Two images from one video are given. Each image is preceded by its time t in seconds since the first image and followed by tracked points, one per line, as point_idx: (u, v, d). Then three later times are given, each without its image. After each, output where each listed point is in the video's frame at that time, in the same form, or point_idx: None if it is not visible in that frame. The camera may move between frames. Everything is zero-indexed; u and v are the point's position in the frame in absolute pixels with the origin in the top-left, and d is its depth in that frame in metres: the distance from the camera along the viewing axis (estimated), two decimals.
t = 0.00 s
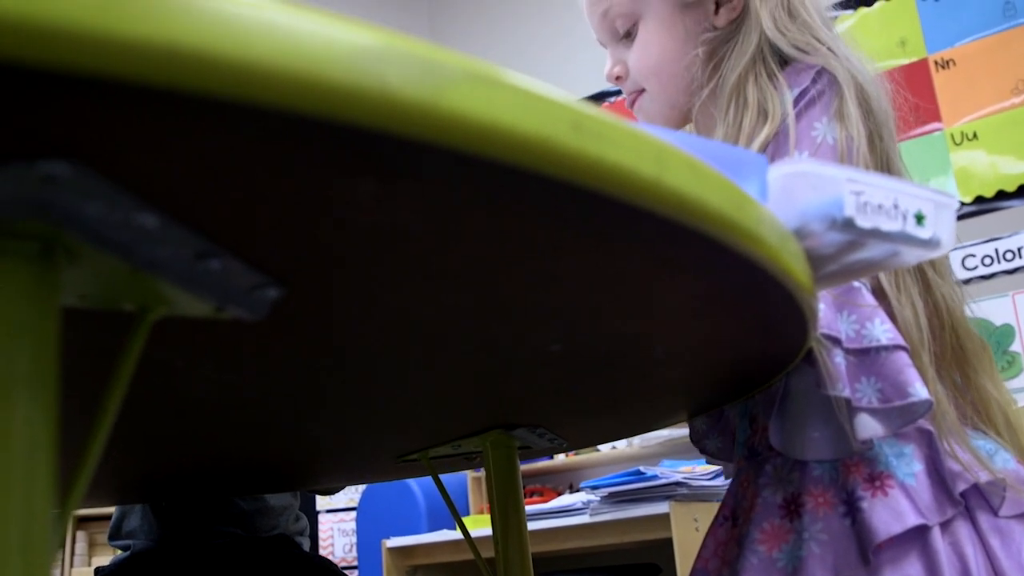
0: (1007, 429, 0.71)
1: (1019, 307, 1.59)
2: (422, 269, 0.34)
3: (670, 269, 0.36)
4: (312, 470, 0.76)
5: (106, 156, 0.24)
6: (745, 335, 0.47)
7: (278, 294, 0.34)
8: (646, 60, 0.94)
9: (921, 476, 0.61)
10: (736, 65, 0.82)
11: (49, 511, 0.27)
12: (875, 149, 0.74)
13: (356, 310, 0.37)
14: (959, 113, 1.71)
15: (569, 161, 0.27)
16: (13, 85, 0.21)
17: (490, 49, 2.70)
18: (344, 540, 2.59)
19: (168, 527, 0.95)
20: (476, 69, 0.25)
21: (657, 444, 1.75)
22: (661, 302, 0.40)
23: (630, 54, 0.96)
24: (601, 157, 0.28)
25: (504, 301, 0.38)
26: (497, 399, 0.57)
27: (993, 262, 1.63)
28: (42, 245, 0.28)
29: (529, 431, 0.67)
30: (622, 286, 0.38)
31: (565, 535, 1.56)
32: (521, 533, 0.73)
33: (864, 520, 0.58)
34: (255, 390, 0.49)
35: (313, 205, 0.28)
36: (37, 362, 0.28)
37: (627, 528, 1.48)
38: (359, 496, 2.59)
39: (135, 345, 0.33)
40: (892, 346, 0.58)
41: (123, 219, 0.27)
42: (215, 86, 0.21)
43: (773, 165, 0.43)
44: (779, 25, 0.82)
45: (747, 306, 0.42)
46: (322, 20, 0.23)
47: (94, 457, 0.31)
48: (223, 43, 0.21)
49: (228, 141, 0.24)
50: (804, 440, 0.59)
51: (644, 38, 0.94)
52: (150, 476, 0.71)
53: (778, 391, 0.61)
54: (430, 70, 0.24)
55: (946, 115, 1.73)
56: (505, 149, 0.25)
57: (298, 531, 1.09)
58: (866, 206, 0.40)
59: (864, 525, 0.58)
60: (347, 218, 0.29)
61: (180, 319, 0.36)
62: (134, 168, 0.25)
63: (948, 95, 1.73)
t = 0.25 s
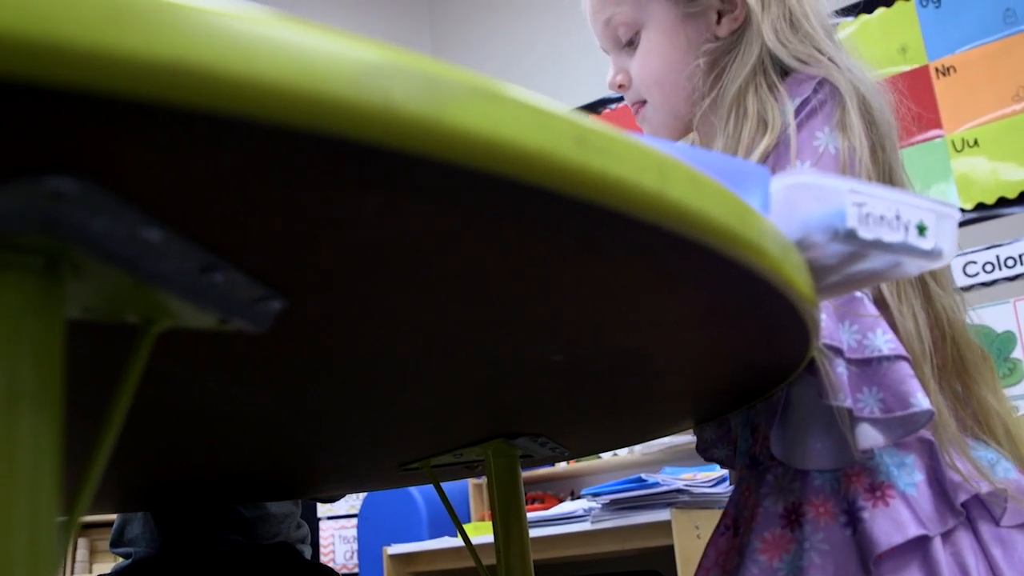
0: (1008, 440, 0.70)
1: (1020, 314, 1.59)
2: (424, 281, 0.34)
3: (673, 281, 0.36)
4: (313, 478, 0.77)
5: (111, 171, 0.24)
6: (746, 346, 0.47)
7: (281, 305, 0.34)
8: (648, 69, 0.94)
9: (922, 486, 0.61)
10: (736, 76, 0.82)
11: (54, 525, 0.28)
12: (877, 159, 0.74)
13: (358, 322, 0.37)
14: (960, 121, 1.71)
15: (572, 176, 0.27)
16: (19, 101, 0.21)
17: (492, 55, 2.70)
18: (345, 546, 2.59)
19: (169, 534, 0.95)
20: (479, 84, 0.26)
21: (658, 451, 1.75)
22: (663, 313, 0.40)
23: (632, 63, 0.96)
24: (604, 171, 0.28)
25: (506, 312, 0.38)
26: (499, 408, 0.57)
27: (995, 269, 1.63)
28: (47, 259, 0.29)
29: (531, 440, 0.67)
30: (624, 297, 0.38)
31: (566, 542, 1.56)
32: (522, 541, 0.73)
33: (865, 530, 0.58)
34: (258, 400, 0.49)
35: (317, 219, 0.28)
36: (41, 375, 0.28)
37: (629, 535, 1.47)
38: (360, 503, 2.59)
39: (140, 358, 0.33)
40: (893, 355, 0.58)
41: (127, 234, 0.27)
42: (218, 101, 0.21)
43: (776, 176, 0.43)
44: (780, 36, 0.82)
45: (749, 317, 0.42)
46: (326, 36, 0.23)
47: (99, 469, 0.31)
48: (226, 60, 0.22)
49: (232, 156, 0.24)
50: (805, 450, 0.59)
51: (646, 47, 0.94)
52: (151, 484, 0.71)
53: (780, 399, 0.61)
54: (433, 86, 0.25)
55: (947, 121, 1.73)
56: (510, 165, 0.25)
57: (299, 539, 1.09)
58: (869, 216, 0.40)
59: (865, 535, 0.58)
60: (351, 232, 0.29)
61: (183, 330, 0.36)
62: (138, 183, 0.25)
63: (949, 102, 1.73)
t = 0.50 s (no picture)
0: (1013, 454, 0.70)
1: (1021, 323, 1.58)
2: (429, 298, 0.34)
3: (678, 296, 0.36)
4: (316, 489, 0.76)
5: (118, 191, 0.24)
6: (750, 359, 0.47)
7: (286, 321, 0.34)
8: (654, 82, 0.94)
9: (925, 500, 0.61)
10: (741, 90, 0.82)
11: (59, 542, 0.27)
12: (881, 172, 0.74)
13: (363, 337, 0.37)
14: (961, 130, 1.71)
15: (578, 193, 0.27)
16: (26, 122, 0.21)
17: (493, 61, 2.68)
18: (346, 556, 2.58)
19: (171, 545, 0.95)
20: (484, 102, 0.26)
21: (660, 461, 1.75)
22: (667, 328, 0.40)
23: (636, 75, 0.96)
24: (609, 188, 0.28)
25: (510, 327, 0.38)
26: (502, 421, 0.57)
27: (996, 278, 1.63)
28: (52, 276, 0.29)
29: (534, 452, 0.67)
30: (628, 312, 0.38)
31: (568, 552, 1.55)
32: (525, 553, 0.73)
33: (868, 543, 0.58)
34: (261, 414, 0.49)
35: (321, 237, 0.28)
36: (46, 392, 0.28)
37: (630, 545, 1.47)
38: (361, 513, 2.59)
39: (144, 374, 0.33)
40: (896, 369, 0.58)
41: (133, 252, 0.27)
42: (225, 122, 0.21)
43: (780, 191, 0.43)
44: (785, 49, 0.84)
45: (754, 331, 0.42)
46: (331, 55, 0.24)
47: (104, 486, 0.31)
48: (232, 80, 0.22)
49: (237, 176, 0.24)
50: (808, 463, 0.59)
51: (650, 60, 0.94)
52: (154, 496, 0.71)
53: (783, 412, 0.61)
54: (438, 103, 0.25)
55: (948, 131, 1.73)
56: (515, 182, 0.26)
57: (301, 550, 1.08)
58: (872, 231, 0.40)
59: (869, 548, 0.58)
60: (356, 250, 0.29)
61: (188, 346, 0.36)
62: (145, 202, 0.25)
63: (951, 111, 1.74)
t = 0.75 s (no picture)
0: (1017, 468, 0.70)
1: None
2: (434, 315, 0.34)
3: (682, 312, 0.36)
4: (318, 502, 0.76)
5: (124, 211, 0.24)
6: (754, 374, 0.47)
7: (290, 338, 0.34)
8: (656, 95, 0.94)
9: (930, 514, 0.61)
10: (745, 102, 0.83)
11: (63, 560, 0.28)
12: (885, 186, 0.74)
13: (368, 352, 0.38)
14: (964, 140, 1.71)
15: (581, 212, 0.27)
16: (34, 147, 0.21)
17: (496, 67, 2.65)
18: (348, 566, 2.58)
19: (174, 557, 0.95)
20: (491, 121, 0.26)
21: (662, 471, 1.74)
22: (671, 343, 0.40)
23: (639, 88, 0.96)
24: (615, 207, 0.28)
25: (515, 343, 0.38)
26: (506, 434, 0.57)
27: (999, 288, 1.63)
28: (58, 294, 0.29)
29: (537, 465, 0.67)
30: (633, 328, 0.38)
31: (570, 563, 1.55)
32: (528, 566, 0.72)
33: (874, 557, 0.58)
34: (265, 429, 0.49)
35: (325, 258, 0.28)
36: (53, 410, 0.28)
37: (633, 556, 1.47)
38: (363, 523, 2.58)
39: (149, 391, 0.33)
40: (900, 384, 0.58)
41: (138, 270, 0.27)
42: (229, 144, 0.21)
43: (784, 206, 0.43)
44: (789, 63, 0.85)
45: (758, 346, 0.42)
46: (338, 76, 0.24)
47: (108, 502, 0.31)
48: (238, 103, 0.22)
49: (243, 197, 0.24)
50: (812, 477, 0.59)
51: (653, 73, 0.94)
52: (157, 508, 0.71)
53: (786, 425, 0.61)
54: (444, 124, 0.25)
55: (950, 141, 1.73)
56: (520, 202, 0.26)
57: (303, 561, 1.08)
58: (875, 246, 0.40)
59: (874, 562, 0.58)
60: (362, 269, 0.29)
61: (192, 362, 0.36)
62: (151, 222, 0.25)
63: (953, 122, 1.74)
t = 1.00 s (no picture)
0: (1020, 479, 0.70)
1: None
2: (436, 329, 0.34)
3: (685, 326, 0.36)
4: (320, 511, 0.76)
5: (128, 229, 0.24)
6: (756, 386, 0.47)
7: (293, 351, 0.34)
8: (659, 106, 0.94)
9: (933, 526, 0.60)
10: (749, 113, 0.84)
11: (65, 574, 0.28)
12: (890, 198, 0.74)
13: (370, 366, 0.38)
14: (966, 148, 1.71)
15: (585, 228, 0.27)
16: (38, 165, 0.21)
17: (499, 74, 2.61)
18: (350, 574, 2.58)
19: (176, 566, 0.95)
20: (493, 138, 0.26)
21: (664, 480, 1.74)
22: (673, 356, 0.40)
23: (642, 98, 0.96)
24: (617, 223, 0.28)
25: (517, 356, 0.38)
26: (508, 445, 0.57)
27: (1001, 297, 1.62)
28: (61, 310, 0.29)
29: (539, 475, 0.67)
30: (635, 342, 0.38)
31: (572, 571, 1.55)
32: None
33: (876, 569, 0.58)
34: (267, 440, 0.49)
35: (329, 272, 0.28)
36: (55, 425, 0.28)
37: (635, 565, 1.47)
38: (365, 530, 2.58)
39: (152, 404, 0.33)
40: (901, 398, 0.58)
41: (141, 286, 0.27)
42: (231, 162, 0.21)
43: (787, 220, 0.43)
44: (792, 73, 0.85)
45: (760, 359, 0.42)
46: (341, 93, 0.24)
47: (111, 515, 0.32)
48: (240, 121, 0.22)
49: (246, 214, 0.24)
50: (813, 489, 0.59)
51: (656, 84, 0.94)
52: (158, 518, 0.71)
53: (789, 436, 0.61)
54: (446, 141, 0.25)
55: (952, 149, 1.73)
56: (523, 218, 0.26)
57: (306, 570, 1.08)
58: (878, 259, 0.40)
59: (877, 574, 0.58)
60: (365, 283, 0.29)
61: (195, 375, 0.36)
62: (154, 239, 0.25)
63: (955, 130, 1.74)
